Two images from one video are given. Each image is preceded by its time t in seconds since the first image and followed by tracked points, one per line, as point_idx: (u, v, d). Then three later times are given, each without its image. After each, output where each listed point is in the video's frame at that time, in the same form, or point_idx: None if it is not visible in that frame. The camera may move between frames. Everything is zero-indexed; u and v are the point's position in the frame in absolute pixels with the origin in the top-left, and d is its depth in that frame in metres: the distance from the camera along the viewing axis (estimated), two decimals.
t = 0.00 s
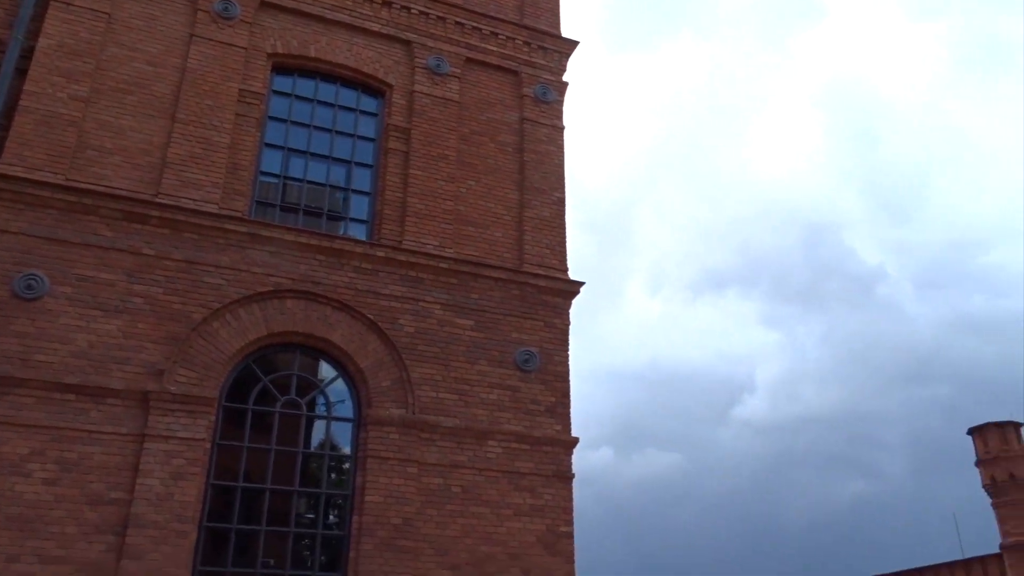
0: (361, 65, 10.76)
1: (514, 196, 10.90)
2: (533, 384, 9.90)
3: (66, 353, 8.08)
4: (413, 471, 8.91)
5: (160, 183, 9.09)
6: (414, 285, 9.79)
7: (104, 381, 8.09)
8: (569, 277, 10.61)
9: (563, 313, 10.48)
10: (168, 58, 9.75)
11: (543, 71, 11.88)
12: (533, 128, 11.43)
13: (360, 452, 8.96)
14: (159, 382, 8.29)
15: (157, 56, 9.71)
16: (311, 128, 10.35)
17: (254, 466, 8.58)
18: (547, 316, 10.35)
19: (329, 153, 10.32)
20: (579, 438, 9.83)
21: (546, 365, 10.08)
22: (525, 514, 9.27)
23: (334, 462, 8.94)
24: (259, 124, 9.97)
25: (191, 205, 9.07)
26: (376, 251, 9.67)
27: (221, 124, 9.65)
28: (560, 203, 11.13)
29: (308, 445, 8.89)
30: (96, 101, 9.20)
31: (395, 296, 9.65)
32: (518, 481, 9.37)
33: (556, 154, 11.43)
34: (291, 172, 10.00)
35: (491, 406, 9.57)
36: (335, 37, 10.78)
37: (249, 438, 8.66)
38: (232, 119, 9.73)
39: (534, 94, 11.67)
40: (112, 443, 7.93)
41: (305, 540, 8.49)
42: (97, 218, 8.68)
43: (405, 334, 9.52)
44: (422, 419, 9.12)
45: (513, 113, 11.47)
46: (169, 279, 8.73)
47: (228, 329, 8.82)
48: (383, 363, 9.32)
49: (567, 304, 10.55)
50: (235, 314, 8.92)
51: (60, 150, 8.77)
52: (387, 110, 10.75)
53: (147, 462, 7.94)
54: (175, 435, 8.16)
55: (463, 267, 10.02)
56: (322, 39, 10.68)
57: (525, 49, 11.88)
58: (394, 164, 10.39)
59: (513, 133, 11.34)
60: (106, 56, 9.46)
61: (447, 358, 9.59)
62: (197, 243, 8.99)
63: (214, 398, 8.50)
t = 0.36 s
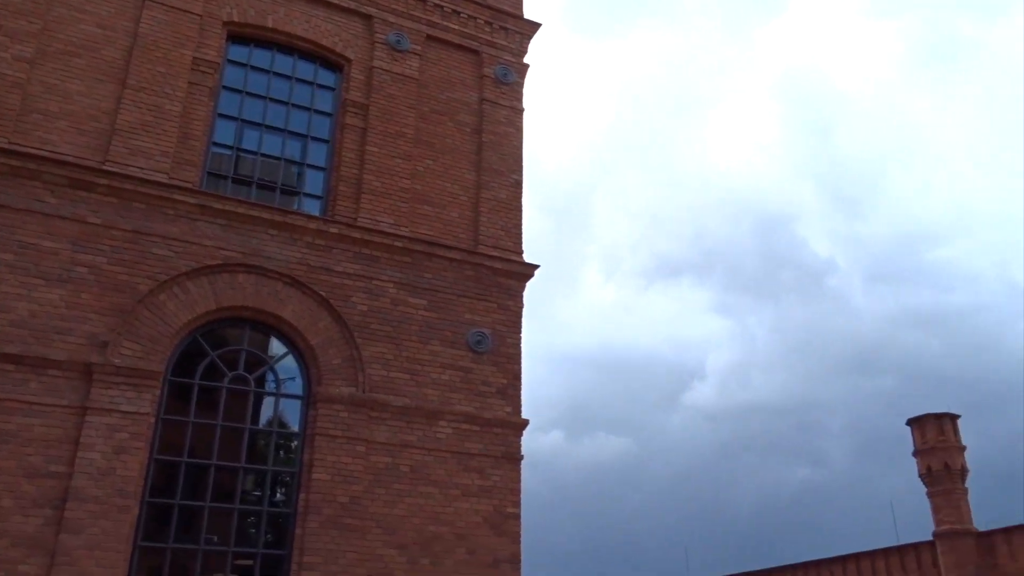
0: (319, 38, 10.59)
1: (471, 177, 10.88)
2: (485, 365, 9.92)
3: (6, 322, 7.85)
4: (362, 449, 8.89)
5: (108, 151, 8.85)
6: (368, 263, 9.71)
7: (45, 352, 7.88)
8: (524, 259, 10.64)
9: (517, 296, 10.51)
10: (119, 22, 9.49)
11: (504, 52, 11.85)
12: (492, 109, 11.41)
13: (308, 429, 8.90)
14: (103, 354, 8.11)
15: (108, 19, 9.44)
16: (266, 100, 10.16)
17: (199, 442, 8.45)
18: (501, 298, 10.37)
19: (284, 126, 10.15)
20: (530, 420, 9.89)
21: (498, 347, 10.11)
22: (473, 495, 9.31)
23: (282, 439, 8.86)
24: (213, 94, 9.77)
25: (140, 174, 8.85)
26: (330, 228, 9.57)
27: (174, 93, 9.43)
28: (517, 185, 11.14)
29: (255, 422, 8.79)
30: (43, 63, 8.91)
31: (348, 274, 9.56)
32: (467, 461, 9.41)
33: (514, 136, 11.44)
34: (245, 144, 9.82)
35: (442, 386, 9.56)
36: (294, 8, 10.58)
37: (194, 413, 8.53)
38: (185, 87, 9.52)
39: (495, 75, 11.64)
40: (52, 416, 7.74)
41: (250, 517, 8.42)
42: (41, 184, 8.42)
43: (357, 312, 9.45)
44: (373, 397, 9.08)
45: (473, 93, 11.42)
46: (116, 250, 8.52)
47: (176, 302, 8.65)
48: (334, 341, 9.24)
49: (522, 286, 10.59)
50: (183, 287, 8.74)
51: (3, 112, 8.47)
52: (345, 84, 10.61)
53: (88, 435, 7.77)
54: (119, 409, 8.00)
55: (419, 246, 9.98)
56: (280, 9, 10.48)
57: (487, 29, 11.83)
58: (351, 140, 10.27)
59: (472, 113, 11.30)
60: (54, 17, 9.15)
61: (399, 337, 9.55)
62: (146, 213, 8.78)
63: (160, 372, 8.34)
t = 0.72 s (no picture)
0: (278, 10, 10.40)
1: (431, 157, 10.81)
2: (440, 346, 9.91)
3: None
4: (313, 429, 8.83)
5: (56, 118, 8.59)
6: (323, 241, 9.61)
7: None
8: (481, 241, 10.63)
9: (474, 278, 10.50)
10: None
11: (466, 32, 11.78)
12: (453, 89, 11.34)
13: (259, 407, 8.81)
14: (47, 326, 7.90)
15: None
16: (223, 72, 9.96)
17: (147, 418, 8.31)
18: (458, 279, 10.35)
19: (241, 99, 9.97)
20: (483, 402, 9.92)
21: (453, 329, 10.10)
22: (425, 475, 9.32)
23: (232, 416, 8.76)
24: (167, 63, 9.55)
25: (90, 143, 8.61)
26: (286, 204, 9.44)
27: (126, 61, 9.19)
28: (477, 167, 11.11)
29: (205, 399, 8.68)
30: None
31: (303, 251, 9.45)
32: (419, 442, 9.41)
33: (475, 117, 11.39)
34: (199, 116, 9.62)
35: (396, 366, 9.53)
36: None
37: (142, 389, 8.37)
38: (138, 56, 9.29)
39: (457, 55, 11.57)
40: None
41: (198, 495, 8.33)
42: None
43: (312, 291, 9.35)
44: (325, 376, 9.01)
45: (435, 73, 11.33)
46: (63, 220, 8.28)
47: (124, 276, 8.46)
48: (287, 318, 9.14)
49: (479, 268, 10.58)
50: (132, 260, 8.55)
51: None
52: (304, 59, 10.45)
53: (31, 409, 7.58)
54: (63, 383, 7.81)
55: (376, 226, 9.90)
56: None
57: (450, 8, 11.74)
58: (309, 115, 10.13)
59: (433, 92, 11.22)
60: None
61: (354, 317, 9.48)
62: (95, 183, 8.55)
63: (107, 346, 8.16)
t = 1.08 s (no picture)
0: None
1: (400, 135, 10.71)
2: (404, 326, 9.86)
3: None
4: (274, 405, 8.75)
5: (15, 81, 8.34)
6: (289, 216, 9.48)
7: None
8: (449, 222, 10.57)
9: (441, 258, 10.45)
10: None
11: (440, 10, 11.67)
12: (425, 67, 11.24)
13: (219, 383, 8.70)
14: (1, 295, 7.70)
15: None
16: (189, 40, 9.76)
17: (103, 391, 8.17)
18: (424, 259, 10.29)
19: (207, 69, 9.77)
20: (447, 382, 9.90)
21: (419, 309, 10.05)
22: (386, 454, 9.30)
23: (191, 391, 8.64)
24: (132, 29, 9.33)
25: (50, 108, 8.38)
26: (251, 177, 9.29)
27: (89, 25, 8.96)
28: (447, 147, 11.04)
29: (164, 373, 8.55)
30: None
31: (268, 226, 9.32)
32: (381, 421, 9.37)
33: (446, 96, 11.30)
34: (164, 85, 9.41)
35: (360, 345, 9.47)
36: None
37: (99, 361, 8.22)
38: (102, 21, 9.07)
39: (429, 33, 11.45)
40: None
41: (154, 470, 8.22)
42: None
43: (276, 266, 9.23)
44: (288, 353, 8.92)
45: (406, 50, 11.21)
46: (20, 186, 8.05)
47: (83, 245, 8.26)
48: (250, 293, 9.02)
49: (446, 249, 10.53)
50: (91, 230, 8.35)
51: None
52: (274, 30, 10.28)
53: None
54: (17, 353, 7.62)
55: (342, 202, 9.80)
56: None
57: None
58: (277, 88, 9.98)
59: (404, 70, 11.11)
60: None
61: (318, 294, 9.39)
62: (54, 150, 8.33)
63: (63, 317, 7.98)
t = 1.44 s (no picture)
0: None
1: (372, 112, 10.63)
2: (373, 304, 9.84)
3: None
4: (240, 381, 8.70)
5: None
6: (258, 191, 9.40)
7: None
8: (420, 200, 10.54)
9: (411, 237, 10.43)
10: None
11: None
12: (399, 43, 11.15)
13: (185, 357, 8.63)
14: None
15: None
16: (158, 9, 9.59)
17: (66, 364, 8.07)
18: (395, 237, 10.26)
19: (176, 39, 9.62)
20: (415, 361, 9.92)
21: (388, 287, 10.03)
22: (352, 432, 9.31)
23: (156, 366, 8.57)
24: None
25: (13, 74, 8.19)
26: (220, 150, 9.18)
27: None
28: (419, 124, 10.98)
29: (128, 347, 8.46)
30: None
31: (237, 200, 9.23)
32: (348, 398, 9.38)
33: (419, 73, 11.23)
34: (132, 54, 9.25)
35: (328, 322, 9.44)
36: None
37: (61, 333, 8.11)
38: None
39: (404, 9, 11.36)
40: None
41: (117, 444, 8.16)
42: None
43: (244, 241, 9.15)
44: (254, 328, 8.87)
45: (380, 25, 11.11)
46: None
47: (47, 216, 8.12)
48: (217, 268, 8.94)
49: (417, 227, 10.50)
50: (55, 200, 8.20)
51: None
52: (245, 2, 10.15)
53: None
54: None
55: (312, 178, 9.73)
56: None
57: None
58: (247, 60, 9.86)
59: (378, 45, 11.01)
60: None
61: (286, 270, 9.33)
62: (17, 117, 8.15)
63: (25, 288, 7.86)
